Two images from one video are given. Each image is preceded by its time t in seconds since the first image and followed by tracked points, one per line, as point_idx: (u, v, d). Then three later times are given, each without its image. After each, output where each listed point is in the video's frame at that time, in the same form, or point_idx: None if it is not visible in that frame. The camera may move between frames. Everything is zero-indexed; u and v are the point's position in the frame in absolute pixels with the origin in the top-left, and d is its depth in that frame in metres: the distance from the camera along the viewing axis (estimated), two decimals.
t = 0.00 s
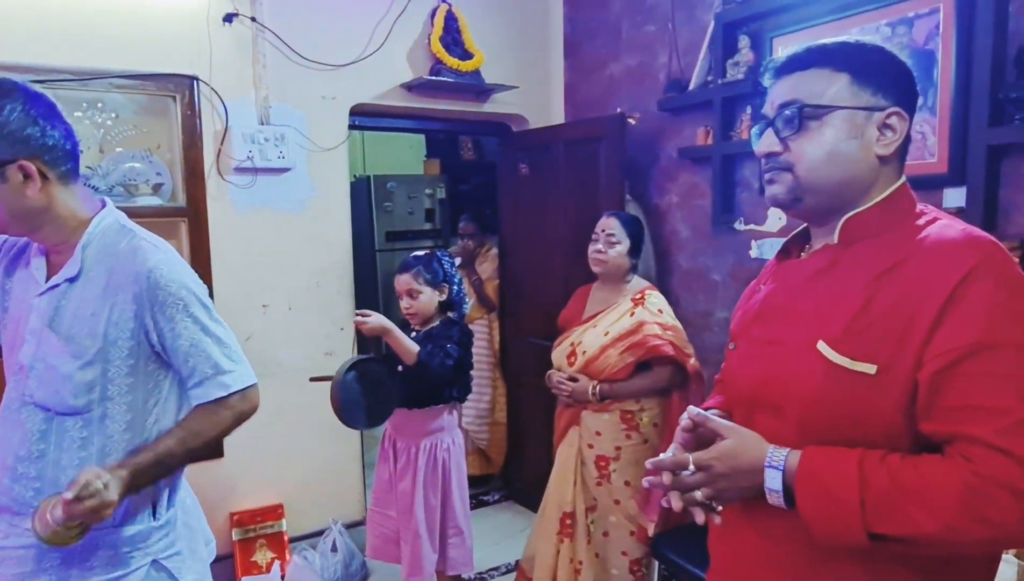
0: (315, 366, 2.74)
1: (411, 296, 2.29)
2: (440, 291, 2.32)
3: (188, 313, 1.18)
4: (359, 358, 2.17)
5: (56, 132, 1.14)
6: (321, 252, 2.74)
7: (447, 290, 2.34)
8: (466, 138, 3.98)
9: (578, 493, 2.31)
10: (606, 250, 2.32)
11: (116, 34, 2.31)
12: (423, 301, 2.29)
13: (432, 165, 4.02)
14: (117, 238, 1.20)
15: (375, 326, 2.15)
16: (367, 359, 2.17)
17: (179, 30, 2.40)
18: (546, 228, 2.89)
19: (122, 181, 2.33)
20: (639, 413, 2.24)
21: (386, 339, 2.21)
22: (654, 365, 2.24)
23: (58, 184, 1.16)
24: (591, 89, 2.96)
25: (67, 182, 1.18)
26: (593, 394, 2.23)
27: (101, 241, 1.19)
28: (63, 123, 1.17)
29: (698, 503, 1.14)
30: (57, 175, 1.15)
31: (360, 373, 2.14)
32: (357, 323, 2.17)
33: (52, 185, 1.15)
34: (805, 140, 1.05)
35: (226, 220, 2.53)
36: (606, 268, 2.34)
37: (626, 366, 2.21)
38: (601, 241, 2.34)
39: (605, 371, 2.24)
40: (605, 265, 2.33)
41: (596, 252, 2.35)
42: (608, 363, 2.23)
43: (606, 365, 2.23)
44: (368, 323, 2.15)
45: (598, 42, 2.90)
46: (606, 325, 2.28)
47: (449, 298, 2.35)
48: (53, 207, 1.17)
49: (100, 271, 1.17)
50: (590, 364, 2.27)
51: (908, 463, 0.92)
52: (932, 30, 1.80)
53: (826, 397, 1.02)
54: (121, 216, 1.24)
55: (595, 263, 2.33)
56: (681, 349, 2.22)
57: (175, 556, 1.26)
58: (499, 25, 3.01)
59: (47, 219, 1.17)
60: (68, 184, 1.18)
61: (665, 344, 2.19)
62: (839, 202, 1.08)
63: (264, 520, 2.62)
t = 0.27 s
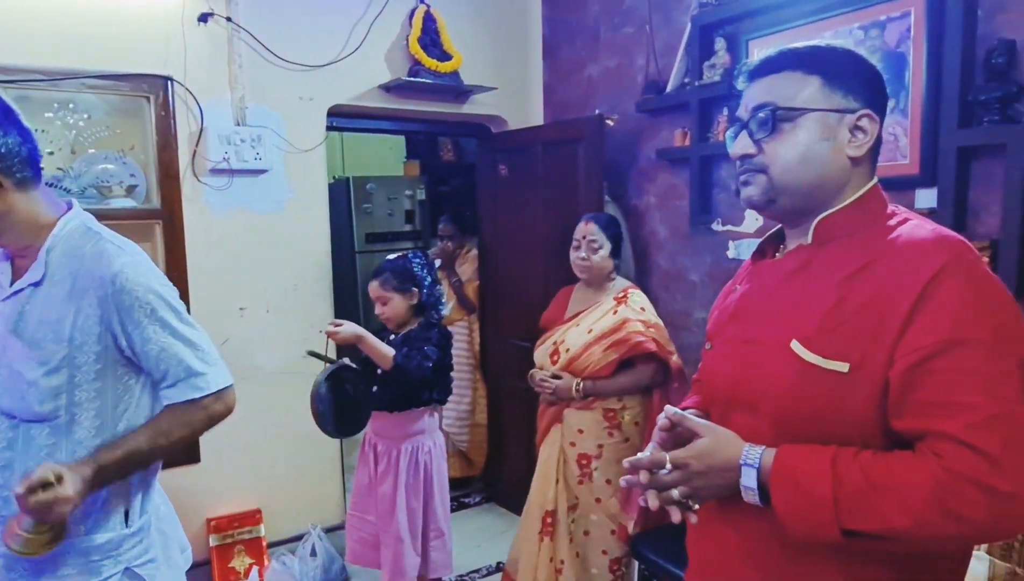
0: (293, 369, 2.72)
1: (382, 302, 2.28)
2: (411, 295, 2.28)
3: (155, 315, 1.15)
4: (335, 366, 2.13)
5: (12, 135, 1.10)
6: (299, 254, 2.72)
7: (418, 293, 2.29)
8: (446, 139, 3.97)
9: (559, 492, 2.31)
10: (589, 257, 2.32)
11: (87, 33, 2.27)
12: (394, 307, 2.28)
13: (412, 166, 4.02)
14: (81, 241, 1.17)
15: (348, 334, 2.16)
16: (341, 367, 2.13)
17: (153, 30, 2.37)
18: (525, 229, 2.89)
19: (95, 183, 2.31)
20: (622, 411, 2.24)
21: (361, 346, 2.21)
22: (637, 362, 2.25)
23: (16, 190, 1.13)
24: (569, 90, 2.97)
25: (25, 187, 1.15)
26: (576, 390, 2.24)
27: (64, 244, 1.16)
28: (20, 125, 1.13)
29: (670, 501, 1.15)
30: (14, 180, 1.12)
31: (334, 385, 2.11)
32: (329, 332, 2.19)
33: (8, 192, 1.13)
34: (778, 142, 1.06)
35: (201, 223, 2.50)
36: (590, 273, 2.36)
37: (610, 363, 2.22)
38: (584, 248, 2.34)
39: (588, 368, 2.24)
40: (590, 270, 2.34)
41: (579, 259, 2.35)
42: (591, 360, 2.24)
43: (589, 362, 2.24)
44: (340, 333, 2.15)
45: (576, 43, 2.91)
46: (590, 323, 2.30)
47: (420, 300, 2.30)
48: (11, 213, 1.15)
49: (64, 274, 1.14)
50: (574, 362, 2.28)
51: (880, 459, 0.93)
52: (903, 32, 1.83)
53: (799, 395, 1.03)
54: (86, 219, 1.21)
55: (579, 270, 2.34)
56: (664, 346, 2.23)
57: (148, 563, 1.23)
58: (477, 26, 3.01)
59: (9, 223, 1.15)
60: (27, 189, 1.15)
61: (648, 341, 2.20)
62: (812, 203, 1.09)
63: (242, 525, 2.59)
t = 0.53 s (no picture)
0: (267, 373, 2.69)
1: (352, 306, 2.26)
2: (380, 300, 2.26)
3: (120, 319, 1.12)
4: (307, 373, 2.10)
5: None
6: (273, 256, 2.69)
7: (388, 298, 2.27)
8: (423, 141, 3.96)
9: (547, 494, 2.31)
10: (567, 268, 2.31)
11: (53, 31, 2.21)
12: (364, 311, 2.26)
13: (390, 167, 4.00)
14: (42, 244, 1.14)
15: (320, 337, 2.14)
16: (312, 374, 2.10)
17: (122, 29, 2.33)
18: (502, 231, 2.89)
19: (63, 186, 2.26)
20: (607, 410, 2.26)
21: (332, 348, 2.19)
22: (620, 360, 2.27)
23: None
24: (546, 92, 2.98)
25: None
26: (563, 391, 2.23)
27: (24, 248, 1.13)
28: None
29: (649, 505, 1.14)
30: None
31: (307, 392, 2.08)
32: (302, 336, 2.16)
33: None
34: (751, 146, 1.07)
35: (173, 225, 2.46)
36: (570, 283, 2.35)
37: (596, 361, 2.22)
38: (560, 260, 2.32)
39: (573, 368, 2.24)
40: (570, 281, 2.34)
41: (556, 271, 2.34)
42: (577, 361, 2.23)
43: (574, 362, 2.24)
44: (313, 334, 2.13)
45: (552, 45, 2.92)
46: (572, 324, 2.29)
47: (390, 307, 2.28)
48: None
49: (23, 278, 1.12)
50: (558, 363, 2.27)
51: (850, 459, 0.94)
52: (873, 37, 1.86)
53: (771, 395, 1.03)
54: (48, 221, 1.18)
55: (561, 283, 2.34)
56: (646, 342, 2.26)
57: (117, 574, 1.20)
58: (453, 28, 3.00)
59: None
60: None
61: (631, 339, 2.22)
62: (784, 206, 1.10)
63: (217, 532, 2.56)
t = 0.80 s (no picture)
0: (242, 376, 2.66)
1: (327, 310, 2.26)
2: (353, 304, 2.24)
3: (89, 323, 1.11)
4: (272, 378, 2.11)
5: None
6: (248, 258, 2.66)
7: (361, 301, 2.26)
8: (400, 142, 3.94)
9: (532, 497, 2.32)
10: (557, 268, 2.32)
11: (20, 30, 2.17)
12: (338, 314, 2.26)
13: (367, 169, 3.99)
14: (6, 247, 1.11)
15: (288, 343, 2.16)
16: (277, 379, 2.11)
17: (91, 27, 2.29)
18: (479, 232, 2.89)
19: (30, 187, 2.20)
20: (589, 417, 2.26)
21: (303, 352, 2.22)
22: (606, 368, 2.27)
23: None
24: (523, 94, 2.98)
25: None
26: (545, 397, 2.23)
27: None
28: None
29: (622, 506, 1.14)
30: None
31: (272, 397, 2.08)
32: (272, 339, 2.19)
33: None
34: (725, 149, 1.08)
35: (144, 227, 2.43)
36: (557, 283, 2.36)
37: (581, 369, 2.23)
38: (552, 259, 2.33)
39: (557, 374, 2.23)
40: (558, 281, 2.34)
41: (545, 269, 2.35)
42: (562, 366, 2.23)
43: (559, 368, 2.23)
44: (281, 339, 2.16)
45: (529, 47, 2.92)
46: (560, 328, 2.29)
47: (364, 309, 2.27)
48: None
49: None
50: (542, 368, 2.26)
51: (820, 459, 0.95)
52: (843, 42, 1.89)
53: (743, 396, 1.04)
54: (13, 224, 1.16)
55: (548, 282, 2.34)
56: (632, 352, 2.26)
57: None
58: (429, 29, 2.99)
59: None
60: None
61: (618, 348, 2.22)
62: (757, 209, 1.11)
63: (190, 538, 2.52)
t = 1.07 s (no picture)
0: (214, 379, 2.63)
1: (298, 314, 2.25)
2: (324, 307, 2.23)
3: (46, 326, 1.08)
4: (246, 379, 2.08)
5: None
6: (220, 260, 2.63)
7: (331, 305, 2.25)
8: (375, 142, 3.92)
9: (511, 502, 2.31)
10: (547, 266, 2.32)
11: None
12: (309, 318, 2.24)
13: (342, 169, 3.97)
14: None
15: (258, 347, 2.14)
16: (252, 381, 2.09)
17: (57, 25, 2.24)
18: (455, 233, 2.88)
19: None
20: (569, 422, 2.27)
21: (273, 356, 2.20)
22: (590, 375, 2.26)
23: None
24: (498, 95, 2.98)
25: None
26: (527, 402, 2.22)
27: None
28: None
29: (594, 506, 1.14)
30: None
31: (243, 401, 2.07)
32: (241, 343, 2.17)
33: None
34: (694, 152, 1.08)
35: (113, 228, 2.38)
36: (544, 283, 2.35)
37: (563, 376, 2.22)
38: (542, 257, 2.33)
39: (540, 379, 2.23)
40: (545, 281, 2.34)
41: (534, 267, 2.34)
42: (545, 372, 2.23)
43: (541, 373, 2.23)
44: (251, 342, 2.14)
45: (504, 48, 2.92)
46: (544, 332, 2.28)
47: (336, 313, 2.26)
48: None
49: None
50: (524, 372, 2.25)
51: (787, 457, 0.96)
52: (813, 45, 1.91)
53: (713, 396, 1.05)
54: None
55: (534, 279, 2.33)
56: (616, 359, 2.26)
57: None
58: (404, 29, 2.97)
59: None
60: None
61: (602, 355, 2.22)
62: (725, 210, 1.12)
63: (161, 544, 2.48)
